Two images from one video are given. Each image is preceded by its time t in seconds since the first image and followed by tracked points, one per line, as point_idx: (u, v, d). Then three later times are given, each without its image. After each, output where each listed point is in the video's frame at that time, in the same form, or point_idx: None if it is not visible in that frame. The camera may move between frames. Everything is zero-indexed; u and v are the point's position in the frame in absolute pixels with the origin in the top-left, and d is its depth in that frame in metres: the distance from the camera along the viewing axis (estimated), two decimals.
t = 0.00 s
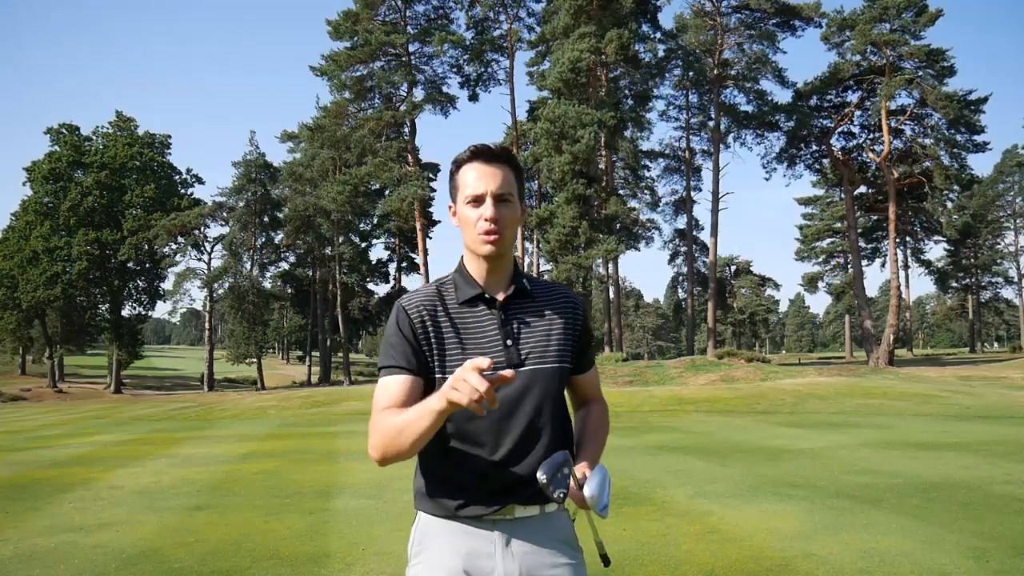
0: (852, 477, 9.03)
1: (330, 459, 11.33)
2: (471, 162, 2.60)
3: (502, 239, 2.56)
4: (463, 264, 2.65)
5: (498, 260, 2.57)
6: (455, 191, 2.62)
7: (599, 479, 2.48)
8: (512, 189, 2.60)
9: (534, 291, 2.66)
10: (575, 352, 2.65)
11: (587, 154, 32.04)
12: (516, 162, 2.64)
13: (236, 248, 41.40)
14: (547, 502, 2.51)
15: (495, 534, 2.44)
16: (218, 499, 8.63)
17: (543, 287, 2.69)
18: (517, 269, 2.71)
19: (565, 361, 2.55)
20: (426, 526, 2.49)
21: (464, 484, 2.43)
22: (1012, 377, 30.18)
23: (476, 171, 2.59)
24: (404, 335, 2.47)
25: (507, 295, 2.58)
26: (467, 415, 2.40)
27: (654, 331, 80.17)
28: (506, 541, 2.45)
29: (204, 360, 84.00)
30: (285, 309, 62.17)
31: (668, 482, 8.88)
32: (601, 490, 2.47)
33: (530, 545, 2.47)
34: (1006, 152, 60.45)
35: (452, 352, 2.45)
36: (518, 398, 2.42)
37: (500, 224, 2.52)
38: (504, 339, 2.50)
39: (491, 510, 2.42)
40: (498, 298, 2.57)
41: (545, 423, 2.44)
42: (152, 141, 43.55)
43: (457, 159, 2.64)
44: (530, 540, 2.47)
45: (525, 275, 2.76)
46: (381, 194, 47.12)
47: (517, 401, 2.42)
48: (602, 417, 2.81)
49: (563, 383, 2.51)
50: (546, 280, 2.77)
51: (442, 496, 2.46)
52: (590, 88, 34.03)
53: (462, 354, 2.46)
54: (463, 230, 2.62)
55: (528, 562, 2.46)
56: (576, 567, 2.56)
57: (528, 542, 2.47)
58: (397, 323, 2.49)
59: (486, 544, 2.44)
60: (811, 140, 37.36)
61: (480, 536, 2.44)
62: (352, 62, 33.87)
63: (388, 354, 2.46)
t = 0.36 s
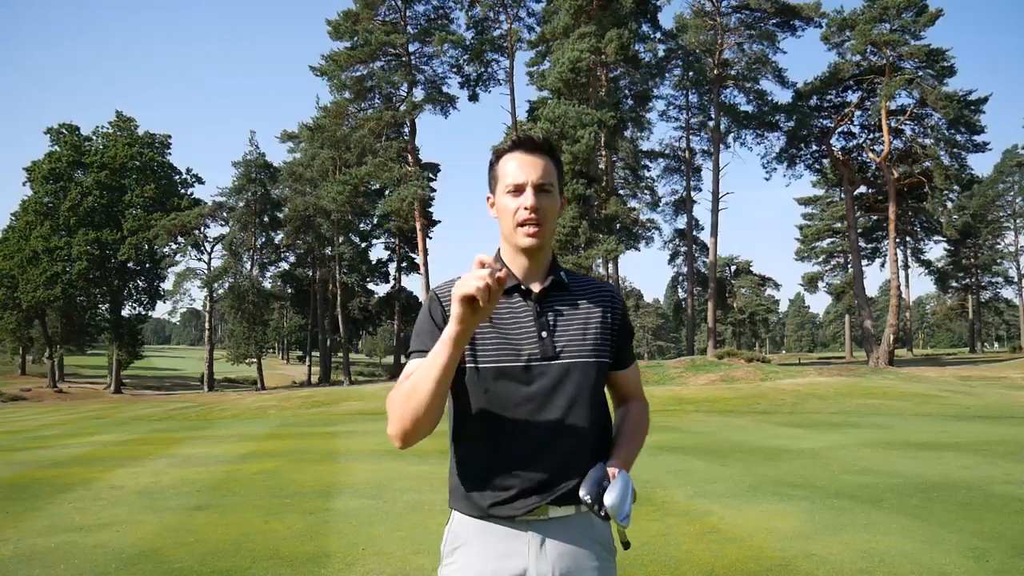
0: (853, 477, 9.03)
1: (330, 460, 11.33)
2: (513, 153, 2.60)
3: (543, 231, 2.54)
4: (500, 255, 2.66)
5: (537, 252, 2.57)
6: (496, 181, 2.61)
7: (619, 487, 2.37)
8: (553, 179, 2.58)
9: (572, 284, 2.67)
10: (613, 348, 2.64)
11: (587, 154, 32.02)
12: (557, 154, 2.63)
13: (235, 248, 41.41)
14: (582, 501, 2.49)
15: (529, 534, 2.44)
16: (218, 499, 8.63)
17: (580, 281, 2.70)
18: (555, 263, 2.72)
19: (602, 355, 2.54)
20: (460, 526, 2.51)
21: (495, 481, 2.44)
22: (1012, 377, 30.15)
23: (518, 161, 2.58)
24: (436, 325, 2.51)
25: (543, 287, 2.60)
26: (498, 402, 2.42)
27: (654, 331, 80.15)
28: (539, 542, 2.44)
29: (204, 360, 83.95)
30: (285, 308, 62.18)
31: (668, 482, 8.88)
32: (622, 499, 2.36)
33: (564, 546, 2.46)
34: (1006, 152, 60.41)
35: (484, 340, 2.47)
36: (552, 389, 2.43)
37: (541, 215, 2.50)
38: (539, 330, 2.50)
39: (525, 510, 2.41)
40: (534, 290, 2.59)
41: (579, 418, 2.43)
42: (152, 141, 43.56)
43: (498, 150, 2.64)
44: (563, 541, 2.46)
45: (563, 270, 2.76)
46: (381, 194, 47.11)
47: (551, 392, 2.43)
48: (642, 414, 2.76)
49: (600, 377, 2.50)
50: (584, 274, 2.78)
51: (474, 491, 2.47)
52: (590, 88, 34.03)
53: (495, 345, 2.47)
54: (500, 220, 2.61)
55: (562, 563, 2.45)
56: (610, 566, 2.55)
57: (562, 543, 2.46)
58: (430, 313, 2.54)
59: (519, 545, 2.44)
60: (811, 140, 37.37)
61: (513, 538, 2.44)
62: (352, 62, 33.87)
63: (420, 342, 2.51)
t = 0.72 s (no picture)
0: (853, 477, 9.03)
1: (330, 459, 11.32)
2: (520, 149, 2.61)
3: (547, 226, 2.58)
4: (505, 253, 2.68)
5: (541, 248, 2.59)
6: (501, 178, 2.64)
7: (601, 483, 2.27)
8: (558, 177, 2.62)
9: (574, 284, 2.66)
10: (614, 350, 2.62)
11: (587, 154, 32.00)
12: (565, 151, 2.66)
13: (236, 249, 41.42)
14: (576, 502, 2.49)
15: (519, 532, 2.44)
16: (218, 499, 8.64)
17: (583, 281, 2.70)
18: (559, 261, 2.72)
19: (602, 356, 2.53)
20: (453, 520, 2.51)
21: (486, 480, 2.44)
22: (1012, 377, 30.11)
23: (525, 158, 2.60)
24: (436, 324, 2.54)
25: (543, 285, 2.60)
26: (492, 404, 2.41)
27: (654, 331, 80.12)
28: (530, 541, 2.44)
29: (204, 360, 83.94)
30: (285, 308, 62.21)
31: (668, 482, 8.88)
32: (604, 496, 2.25)
33: (554, 546, 2.46)
34: (1006, 152, 60.39)
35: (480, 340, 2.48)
36: (547, 392, 2.42)
37: (546, 211, 2.54)
38: (536, 330, 2.49)
39: (515, 509, 2.42)
40: (535, 288, 2.59)
41: (573, 420, 2.41)
42: (152, 141, 43.55)
43: (506, 147, 2.67)
44: (554, 540, 2.46)
45: (568, 269, 2.75)
46: (381, 194, 47.10)
47: (545, 395, 2.41)
48: (647, 419, 2.77)
49: (598, 378, 2.49)
50: (588, 276, 2.78)
51: (467, 487, 2.48)
52: (590, 88, 34.03)
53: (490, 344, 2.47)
54: (505, 216, 2.63)
55: (550, 563, 2.46)
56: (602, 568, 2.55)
57: (552, 542, 2.46)
58: (430, 311, 2.56)
59: (508, 543, 2.44)
60: (811, 140, 37.38)
61: (502, 536, 2.45)
62: (352, 62, 33.87)
63: (420, 341, 2.54)
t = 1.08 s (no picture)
0: (852, 477, 9.03)
1: (330, 460, 11.33)
2: (471, 159, 2.67)
3: (502, 231, 2.63)
4: (461, 262, 2.71)
5: (497, 253, 2.63)
6: (455, 187, 2.69)
7: (521, 425, 2.14)
8: (511, 183, 2.68)
9: (532, 290, 2.72)
10: (573, 353, 2.70)
11: (587, 154, 31.99)
12: (514, 157, 2.72)
13: (236, 248, 41.40)
14: (542, 508, 2.57)
15: (488, 540, 2.49)
16: (219, 499, 8.64)
17: (540, 287, 2.76)
18: (515, 268, 2.77)
19: (561, 359, 2.60)
20: (419, 529, 2.54)
21: (454, 488, 2.48)
22: (1012, 377, 30.10)
23: (476, 167, 2.65)
24: (398, 336, 2.52)
25: (503, 292, 2.64)
26: (459, 416, 2.47)
27: (654, 331, 80.10)
28: (498, 547, 2.50)
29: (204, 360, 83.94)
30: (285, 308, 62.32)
31: (668, 482, 8.88)
32: (523, 435, 2.12)
33: (523, 551, 2.52)
34: (1006, 152, 60.40)
35: (446, 349, 2.49)
36: (512, 397, 2.47)
37: (501, 215, 2.59)
38: (500, 336, 2.53)
39: (484, 515, 2.46)
40: (496, 296, 2.63)
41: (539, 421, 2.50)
42: (152, 141, 43.58)
43: (457, 157, 2.71)
44: (522, 549, 2.52)
45: (523, 275, 2.81)
46: (381, 194, 47.11)
47: (511, 401, 2.47)
48: (599, 418, 2.85)
49: (559, 382, 2.57)
50: (542, 280, 2.84)
51: (434, 495, 2.50)
52: (590, 88, 34.02)
53: (455, 351, 2.49)
54: (460, 224, 2.68)
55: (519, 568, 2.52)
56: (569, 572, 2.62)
57: (520, 550, 2.52)
58: (389, 325, 2.54)
59: (477, 550, 2.49)
60: (811, 140, 37.38)
61: (472, 543, 2.49)
62: (352, 62, 33.86)
63: (381, 357, 2.53)
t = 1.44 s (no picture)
0: (852, 477, 9.03)
1: (330, 459, 11.33)
2: (446, 160, 2.68)
3: (481, 231, 2.64)
4: (443, 262, 2.71)
5: (478, 253, 2.64)
6: (432, 190, 2.69)
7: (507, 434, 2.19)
8: (487, 183, 2.69)
9: (516, 288, 2.73)
10: (558, 349, 2.73)
11: (587, 154, 31.99)
12: (489, 157, 2.73)
13: (236, 248, 41.38)
14: (531, 506, 2.59)
15: (481, 539, 2.50)
16: (218, 499, 8.65)
17: (524, 284, 2.77)
18: (498, 266, 2.77)
19: (547, 355, 2.63)
20: (411, 528, 2.53)
21: (444, 487, 2.48)
22: (1012, 377, 30.10)
23: (452, 168, 2.66)
24: (383, 337, 2.52)
25: (488, 292, 2.65)
26: (446, 416, 2.48)
27: (654, 331, 80.13)
28: (492, 546, 2.51)
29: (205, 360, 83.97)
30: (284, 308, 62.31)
31: (668, 482, 8.88)
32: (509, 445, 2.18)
33: (515, 548, 2.54)
34: (1006, 152, 60.42)
35: (432, 350, 2.50)
36: (499, 395, 2.49)
37: (478, 215, 2.60)
38: (487, 335, 2.54)
39: (478, 514, 2.48)
40: (480, 295, 2.63)
41: (526, 418, 2.55)
42: (152, 141, 43.61)
43: (433, 159, 2.72)
44: (515, 545, 2.54)
45: (506, 273, 2.82)
46: (381, 194, 47.13)
47: (498, 399, 2.49)
48: (584, 413, 2.89)
49: (546, 378, 2.60)
50: (526, 277, 2.85)
51: (425, 495, 2.51)
52: (590, 88, 34.03)
53: (442, 352, 2.50)
54: (439, 226, 2.68)
55: (512, 565, 2.54)
56: (557, 571, 2.65)
57: (513, 547, 2.54)
58: (374, 325, 2.54)
59: (471, 548, 2.50)
60: (811, 140, 37.41)
61: (466, 541, 2.50)
62: (352, 62, 33.85)
63: (365, 358, 2.53)
